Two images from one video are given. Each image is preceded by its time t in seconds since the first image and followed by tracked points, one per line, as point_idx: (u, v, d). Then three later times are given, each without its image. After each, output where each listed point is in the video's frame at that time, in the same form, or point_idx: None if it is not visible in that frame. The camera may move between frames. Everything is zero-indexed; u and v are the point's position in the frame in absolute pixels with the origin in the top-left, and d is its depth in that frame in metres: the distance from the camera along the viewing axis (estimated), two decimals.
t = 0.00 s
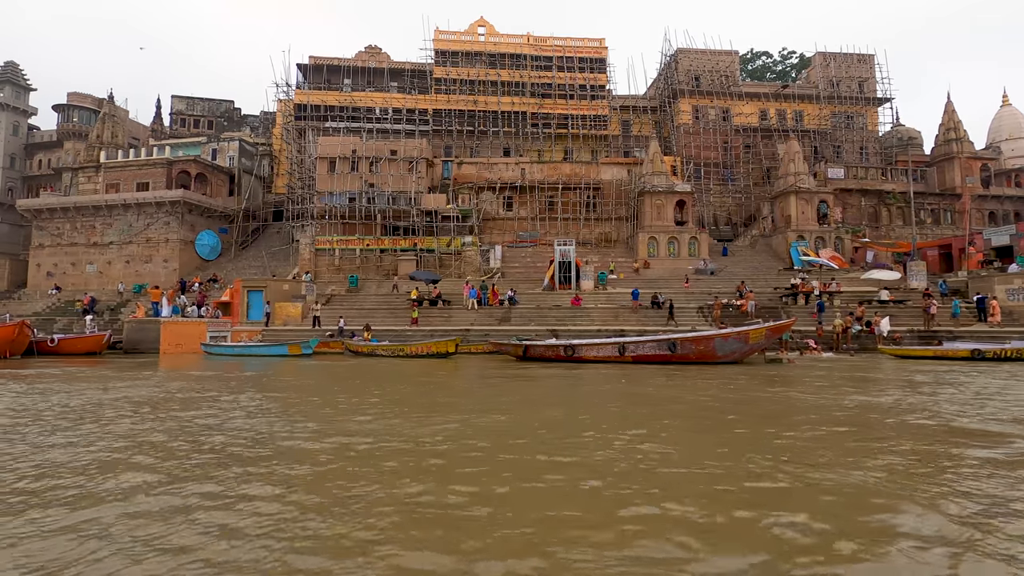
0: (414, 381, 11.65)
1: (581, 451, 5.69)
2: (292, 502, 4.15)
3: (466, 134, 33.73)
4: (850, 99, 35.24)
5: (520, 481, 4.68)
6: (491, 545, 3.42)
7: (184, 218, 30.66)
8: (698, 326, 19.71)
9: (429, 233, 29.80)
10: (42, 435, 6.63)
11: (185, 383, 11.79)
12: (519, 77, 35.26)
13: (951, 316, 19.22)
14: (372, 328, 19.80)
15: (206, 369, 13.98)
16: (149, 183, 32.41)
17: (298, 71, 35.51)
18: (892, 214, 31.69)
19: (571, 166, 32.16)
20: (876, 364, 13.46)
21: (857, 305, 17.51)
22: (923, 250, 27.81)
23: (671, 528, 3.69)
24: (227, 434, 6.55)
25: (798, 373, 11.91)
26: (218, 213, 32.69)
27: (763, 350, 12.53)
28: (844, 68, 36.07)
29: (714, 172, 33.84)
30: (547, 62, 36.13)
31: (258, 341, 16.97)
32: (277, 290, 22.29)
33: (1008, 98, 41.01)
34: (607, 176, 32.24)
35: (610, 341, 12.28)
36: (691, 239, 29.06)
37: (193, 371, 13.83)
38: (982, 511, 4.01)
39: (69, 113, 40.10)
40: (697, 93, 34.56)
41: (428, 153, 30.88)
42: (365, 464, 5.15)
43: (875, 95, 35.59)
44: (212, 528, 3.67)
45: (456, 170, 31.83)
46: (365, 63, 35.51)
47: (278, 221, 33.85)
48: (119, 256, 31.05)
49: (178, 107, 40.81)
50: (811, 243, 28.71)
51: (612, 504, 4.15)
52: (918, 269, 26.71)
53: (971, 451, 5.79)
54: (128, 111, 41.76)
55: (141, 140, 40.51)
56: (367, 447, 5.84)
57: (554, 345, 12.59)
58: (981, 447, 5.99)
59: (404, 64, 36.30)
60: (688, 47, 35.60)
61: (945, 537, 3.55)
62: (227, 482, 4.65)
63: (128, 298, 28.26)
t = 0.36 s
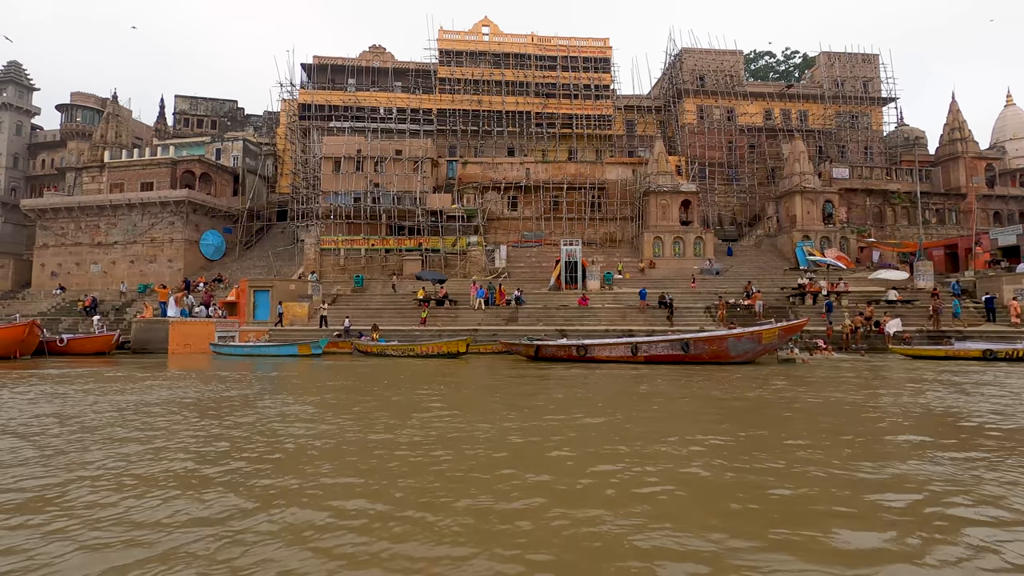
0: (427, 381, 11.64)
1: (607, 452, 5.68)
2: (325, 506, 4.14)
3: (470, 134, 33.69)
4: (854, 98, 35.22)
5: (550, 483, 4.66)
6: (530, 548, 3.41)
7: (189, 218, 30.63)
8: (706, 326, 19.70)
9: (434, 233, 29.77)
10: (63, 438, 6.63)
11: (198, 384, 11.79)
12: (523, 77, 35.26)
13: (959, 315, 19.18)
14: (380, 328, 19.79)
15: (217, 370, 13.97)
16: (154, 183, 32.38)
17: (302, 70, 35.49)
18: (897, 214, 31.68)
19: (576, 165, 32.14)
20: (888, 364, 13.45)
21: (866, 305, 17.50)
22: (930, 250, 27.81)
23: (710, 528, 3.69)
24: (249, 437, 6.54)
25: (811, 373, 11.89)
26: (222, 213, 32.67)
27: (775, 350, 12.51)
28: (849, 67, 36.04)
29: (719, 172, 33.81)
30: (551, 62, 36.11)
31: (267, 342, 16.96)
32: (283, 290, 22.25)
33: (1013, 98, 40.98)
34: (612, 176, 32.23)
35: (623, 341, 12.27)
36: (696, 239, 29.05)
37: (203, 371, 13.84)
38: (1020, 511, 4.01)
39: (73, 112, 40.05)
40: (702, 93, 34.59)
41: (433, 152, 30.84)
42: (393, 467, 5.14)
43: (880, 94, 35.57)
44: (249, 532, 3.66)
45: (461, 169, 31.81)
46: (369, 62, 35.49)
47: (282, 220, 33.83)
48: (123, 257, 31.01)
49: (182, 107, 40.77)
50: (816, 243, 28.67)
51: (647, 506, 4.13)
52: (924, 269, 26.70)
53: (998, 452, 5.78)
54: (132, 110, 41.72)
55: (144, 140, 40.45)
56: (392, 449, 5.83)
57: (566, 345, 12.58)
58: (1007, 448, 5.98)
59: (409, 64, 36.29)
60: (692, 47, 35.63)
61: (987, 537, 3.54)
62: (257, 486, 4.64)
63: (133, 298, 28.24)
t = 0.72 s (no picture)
0: (439, 381, 11.61)
1: (634, 453, 5.64)
2: (361, 504, 4.09)
3: (475, 133, 33.65)
4: (859, 98, 35.18)
5: (582, 483, 4.63)
6: (574, 548, 3.34)
7: (194, 218, 30.60)
8: (714, 326, 19.65)
9: (439, 233, 29.73)
10: (83, 433, 6.57)
11: (210, 383, 11.76)
12: (528, 76, 35.24)
13: (968, 315, 19.12)
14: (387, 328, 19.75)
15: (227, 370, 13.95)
16: (158, 182, 32.35)
17: (306, 70, 35.49)
18: (901, 214, 31.65)
19: (580, 165, 32.10)
20: (900, 364, 13.41)
21: (876, 305, 17.46)
22: (936, 250, 27.79)
23: (754, 531, 3.63)
24: (271, 434, 6.52)
25: (824, 373, 11.85)
26: (227, 212, 32.65)
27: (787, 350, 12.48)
28: (853, 67, 36.03)
29: (723, 171, 33.79)
30: (555, 62, 36.12)
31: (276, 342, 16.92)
32: (289, 290, 22.20)
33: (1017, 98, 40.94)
34: (617, 176, 32.19)
35: (635, 341, 12.24)
36: (701, 239, 29.00)
37: (214, 371, 13.80)
38: None
39: (76, 112, 40.02)
40: (706, 93, 34.61)
41: (438, 152, 30.82)
42: (421, 466, 5.08)
43: (885, 94, 35.54)
44: (286, 530, 3.60)
45: (466, 169, 31.77)
46: (373, 62, 35.49)
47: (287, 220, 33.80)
48: (128, 256, 30.98)
49: (185, 106, 40.75)
50: (822, 242, 28.61)
51: (684, 506, 4.09)
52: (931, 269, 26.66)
53: None
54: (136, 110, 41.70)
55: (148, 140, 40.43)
56: (417, 448, 5.80)
57: (578, 345, 12.56)
58: None
59: (413, 63, 36.27)
60: (697, 47, 35.64)
61: None
62: (286, 482, 4.59)
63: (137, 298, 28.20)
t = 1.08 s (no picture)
0: (452, 381, 11.57)
1: (664, 450, 5.62)
2: (401, 503, 4.05)
3: (479, 133, 33.62)
4: (863, 98, 35.15)
5: (616, 481, 4.61)
6: (625, 547, 3.30)
7: (198, 218, 30.59)
8: (722, 326, 19.61)
9: (444, 233, 29.69)
10: (105, 431, 6.54)
11: (222, 382, 11.72)
12: (532, 76, 35.22)
13: (977, 315, 19.09)
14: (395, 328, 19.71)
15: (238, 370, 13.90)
16: (162, 182, 32.30)
17: (310, 70, 35.48)
18: (906, 214, 31.63)
19: (585, 165, 32.05)
20: (912, 365, 13.39)
21: (885, 305, 17.43)
22: (941, 250, 27.78)
23: (805, 529, 3.58)
24: (296, 432, 6.49)
25: (838, 373, 11.81)
26: (231, 213, 32.64)
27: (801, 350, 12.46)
28: (858, 67, 36.02)
29: (728, 171, 33.77)
30: (559, 62, 36.11)
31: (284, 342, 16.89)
32: (296, 290, 22.13)
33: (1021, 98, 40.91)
34: (621, 175, 32.13)
35: (648, 341, 12.22)
36: (706, 239, 28.98)
37: (224, 370, 13.76)
38: None
39: (79, 113, 39.95)
40: (711, 93, 34.58)
41: (443, 152, 30.78)
42: (451, 465, 5.06)
43: (889, 94, 35.51)
44: (331, 528, 3.55)
45: (470, 169, 31.73)
46: (377, 62, 35.47)
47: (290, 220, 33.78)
48: (132, 256, 30.93)
49: (188, 106, 40.69)
50: (827, 242, 28.57)
51: (727, 505, 4.05)
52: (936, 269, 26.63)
53: None
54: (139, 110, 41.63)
55: (151, 140, 40.37)
56: (445, 447, 5.75)
57: (591, 345, 12.54)
58: None
59: (417, 63, 36.23)
60: (702, 47, 35.66)
61: None
62: (321, 480, 4.55)
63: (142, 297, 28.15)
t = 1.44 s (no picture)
0: (464, 380, 11.56)
1: (687, 451, 5.62)
2: (437, 505, 4.01)
3: (483, 133, 33.59)
4: (868, 98, 35.12)
5: (644, 481, 4.62)
6: (664, 548, 3.31)
7: (202, 218, 30.55)
8: (730, 326, 19.58)
9: (449, 233, 29.65)
10: (125, 430, 6.55)
11: (234, 382, 11.71)
12: (536, 76, 35.22)
13: (985, 315, 19.06)
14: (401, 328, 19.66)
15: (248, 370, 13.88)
16: (166, 182, 32.26)
17: (314, 69, 35.43)
18: (911, 214, 31.60)
19: (589, 165, 32.00)
20: (923, 365, 13.36)
21: (894, 305, 17.39)
22: (947, 250, 27.73)
23: (847, 532, 3.56)
24: (317, 431, 6.48)
25: (850, 373, 11.79)
26: (235, 212, 32.61)
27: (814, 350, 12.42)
28: (862, 67, 36.00)
29: (732, 171, 33.75)
30: (564, 61, 36.10)
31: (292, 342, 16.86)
32: (302, 290, 22.08)
33: None
34: (626, 175, 32.08)
35: (661, 342, 12.19)
36: (712, 239, 28.93)
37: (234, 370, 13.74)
38: None
39: (83, 112, 39.90)
40: (715, 93, 34.55)
41: (447, 152, 30.75)
42: (478, 464, 5.06)
43: (893, 94, 35.47)
44: (371, 529, 3.52)
45: (475, 169, 31.70)
46: (381, 62, 35.43)
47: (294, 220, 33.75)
48: (136, 256, 30.89)
49: (191, 106, 40.65)
50: (832, 242, 28.53)
51: (764, 507, 4.02)
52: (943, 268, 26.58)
53: None
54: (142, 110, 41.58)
55: (154, 139, 40.32)
56: (468, 446, 5.74)
57: (603, 345, 12.51)
58: None
59: (421, 63, 36.21)
60: (707, 47, 35.67)
61: None
62: (352, 481, 4.51)
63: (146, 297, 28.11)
